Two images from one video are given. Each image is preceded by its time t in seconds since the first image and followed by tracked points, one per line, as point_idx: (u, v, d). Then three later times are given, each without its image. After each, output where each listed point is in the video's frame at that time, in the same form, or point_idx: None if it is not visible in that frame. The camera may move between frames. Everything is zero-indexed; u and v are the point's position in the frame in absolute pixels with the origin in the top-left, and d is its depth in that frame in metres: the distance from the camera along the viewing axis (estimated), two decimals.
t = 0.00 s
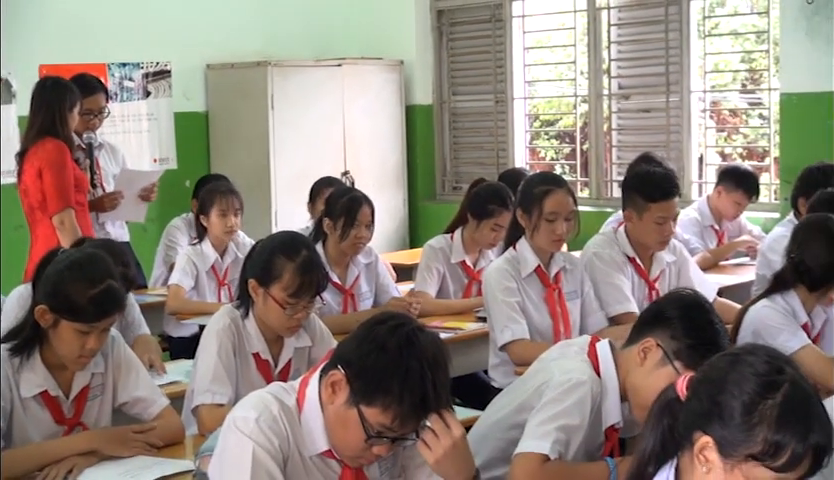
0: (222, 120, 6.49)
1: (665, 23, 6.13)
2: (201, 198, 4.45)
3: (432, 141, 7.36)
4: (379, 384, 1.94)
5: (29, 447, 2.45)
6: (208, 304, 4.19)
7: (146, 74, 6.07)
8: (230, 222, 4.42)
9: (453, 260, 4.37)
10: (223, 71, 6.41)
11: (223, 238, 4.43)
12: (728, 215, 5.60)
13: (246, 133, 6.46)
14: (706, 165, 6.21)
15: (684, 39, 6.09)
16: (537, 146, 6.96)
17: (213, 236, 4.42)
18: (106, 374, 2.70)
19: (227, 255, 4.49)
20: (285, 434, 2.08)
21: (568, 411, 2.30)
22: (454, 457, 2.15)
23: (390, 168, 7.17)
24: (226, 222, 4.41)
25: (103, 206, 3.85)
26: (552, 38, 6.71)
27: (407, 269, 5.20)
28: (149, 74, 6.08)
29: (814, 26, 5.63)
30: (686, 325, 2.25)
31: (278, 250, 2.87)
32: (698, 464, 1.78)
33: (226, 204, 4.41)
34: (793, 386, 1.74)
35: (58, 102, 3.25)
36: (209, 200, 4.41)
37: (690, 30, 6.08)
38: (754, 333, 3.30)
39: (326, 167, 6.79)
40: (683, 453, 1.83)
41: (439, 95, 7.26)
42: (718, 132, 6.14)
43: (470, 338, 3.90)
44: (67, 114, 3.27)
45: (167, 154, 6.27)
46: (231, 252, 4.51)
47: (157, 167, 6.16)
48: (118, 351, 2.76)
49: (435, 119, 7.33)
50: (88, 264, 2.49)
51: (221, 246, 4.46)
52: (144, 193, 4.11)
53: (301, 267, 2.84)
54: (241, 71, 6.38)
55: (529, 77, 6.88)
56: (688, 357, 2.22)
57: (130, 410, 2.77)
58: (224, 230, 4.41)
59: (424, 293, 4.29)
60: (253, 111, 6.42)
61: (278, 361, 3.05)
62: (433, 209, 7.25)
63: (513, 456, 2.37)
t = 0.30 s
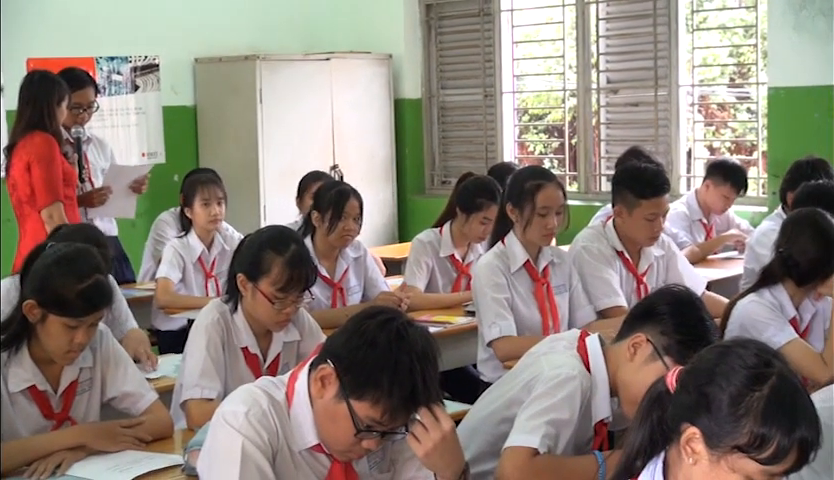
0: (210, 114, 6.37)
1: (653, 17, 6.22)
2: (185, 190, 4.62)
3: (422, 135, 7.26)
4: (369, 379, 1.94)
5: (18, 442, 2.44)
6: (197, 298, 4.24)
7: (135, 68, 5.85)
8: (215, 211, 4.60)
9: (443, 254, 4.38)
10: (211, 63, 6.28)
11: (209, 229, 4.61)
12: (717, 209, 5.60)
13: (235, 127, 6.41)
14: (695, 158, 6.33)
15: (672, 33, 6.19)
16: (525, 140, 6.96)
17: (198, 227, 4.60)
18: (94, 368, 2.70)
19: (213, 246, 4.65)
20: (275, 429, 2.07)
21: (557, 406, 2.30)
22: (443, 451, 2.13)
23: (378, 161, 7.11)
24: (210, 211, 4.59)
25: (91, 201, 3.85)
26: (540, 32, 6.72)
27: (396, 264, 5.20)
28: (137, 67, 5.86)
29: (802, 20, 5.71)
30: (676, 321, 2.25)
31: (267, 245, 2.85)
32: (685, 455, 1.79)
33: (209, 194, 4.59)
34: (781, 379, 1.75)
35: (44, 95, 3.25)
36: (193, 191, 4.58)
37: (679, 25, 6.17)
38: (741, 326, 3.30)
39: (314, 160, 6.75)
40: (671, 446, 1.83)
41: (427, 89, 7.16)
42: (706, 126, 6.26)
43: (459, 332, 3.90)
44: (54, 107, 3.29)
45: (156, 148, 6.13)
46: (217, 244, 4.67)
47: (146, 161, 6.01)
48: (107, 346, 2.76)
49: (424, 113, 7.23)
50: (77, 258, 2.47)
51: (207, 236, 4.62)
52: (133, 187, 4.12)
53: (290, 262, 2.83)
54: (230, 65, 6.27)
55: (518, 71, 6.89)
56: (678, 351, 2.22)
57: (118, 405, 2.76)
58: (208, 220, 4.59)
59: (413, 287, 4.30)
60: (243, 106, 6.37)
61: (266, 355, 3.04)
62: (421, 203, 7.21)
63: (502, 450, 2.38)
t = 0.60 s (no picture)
0: (212, 109, 6.40)
1: (654, 14, 6.34)
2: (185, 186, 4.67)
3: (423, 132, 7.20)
4: (371, 375, 1.94)
5: (23, 436, 2.43)
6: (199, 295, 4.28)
7: (136, 64, 5.79)
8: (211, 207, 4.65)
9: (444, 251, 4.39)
10: (213, 60, 6.29)
11: (208, 223, 4.65)
12: (718, 206, 5.60)
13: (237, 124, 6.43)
14: (697, 154, 6.36)
15: (673, 30, 6.29)
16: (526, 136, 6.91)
17: (197, 222, 4.65)
18: (96, 364, 2.70)
19: (213, 241, 4.69)
20: (275, 426, 2.07)
21: (558, 403, 2.30)
22: (444, 445, 2.13)
23: (379, 158, 7.11)
24: (208, 205, 4.65)
25: (93, 199, 3.84)
26: (540, 30, 6.69)
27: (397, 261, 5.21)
28: (138, 64, 5.79)
29: (803, 17, 5.64)
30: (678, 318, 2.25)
31: (268, 241, 2.85)
32: (686, 452, 1.79)
33: (207, 189, 4.65)
34: (783, 376, 1.75)
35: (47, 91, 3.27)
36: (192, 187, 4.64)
37: (680, 22, 6.27)
38: (742, 323, 3.30)
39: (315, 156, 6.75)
40: (673, 443, 1.83)
41: (429, 86, 7.18)
42: (708, 122, 6.29)
43: (461, 329, 3.91)
44: (56, 103, 3.31)
45: (156, 145, 6.09)
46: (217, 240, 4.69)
47: (147, 158, 6.03)
48: (109, 342, 2.76)
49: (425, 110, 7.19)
50: (79, 255, 2.49)
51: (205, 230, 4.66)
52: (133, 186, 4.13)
53: (291, 258, 2.83)
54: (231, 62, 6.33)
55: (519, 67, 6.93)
56: (679, 349, 2.21)
57: (120, 401, 2.76)
58: (207, 214, 4.65)
59: (415, 284, 4.31)
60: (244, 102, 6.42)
61: (267, 352, 3.04)
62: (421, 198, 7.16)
63: (503, 447, 2.38)
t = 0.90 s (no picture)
0: (213, 106, 6.46)
1: (655, 9, 6.30)
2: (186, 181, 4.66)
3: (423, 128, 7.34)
4: (370, 371, 1.94)
5: (24, 432, 2.44)
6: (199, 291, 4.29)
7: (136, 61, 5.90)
8: (211, 204, 4.65)
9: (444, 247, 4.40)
10: (213, 57, 6.38)
11: (205, 218, 4.65)
12: (718, 202, 5.61)
13: (238, 121, 6.51)
14: (697, 150, 6.33)
15: (674, 26, 6.26)
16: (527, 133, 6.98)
17: (195, 217, 4.65)
18: (96, 360, 2.70)
19: (212, 237, 4.69)
20: (275, 421, 2.07)
21: (559, 399, 2.31)
22: (443, 441, 2.13)
23: (379, 154, 7.17)
24: (205, 200, 4.64)
25: (94, 195, 3.84)
26: (541, 25, 6.73)
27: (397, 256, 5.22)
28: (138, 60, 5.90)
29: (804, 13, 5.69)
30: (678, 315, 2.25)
31: (268, 237, 2.85)
32: (687, 447, 1.79)
33: (206, 186, 4.64)
34: (784, 372, 1.75)
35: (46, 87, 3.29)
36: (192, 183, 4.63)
37: (680, 19, 6.22)
38: (742, 318, 3.30)
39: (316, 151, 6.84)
40: (673, 439, 1.83)
41: (428, 82, 7.17)
42: (707, 119, 6.25)
43: (462, 324, 3.92)
44: (56, 99, 3.32)
45: (157, 141, 6.13)
46: (216, 236, 4.70)
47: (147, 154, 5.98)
48: (109, 338, 2.76)
49: (425, 107, 7.22)
50: (81, 250, 2.49)
51: (205, 228, 4.67)
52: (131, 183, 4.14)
53: (291, 254, 2.83)
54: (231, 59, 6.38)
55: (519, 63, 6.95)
56: (679, 345, 2.21)
57: (120, 397, 2.77)
58: (204, 209, 4.65)
59: (415, 280, 4.31)
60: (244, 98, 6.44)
61: (267, 348, 3.04)
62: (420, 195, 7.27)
63: (504, 443, 2.38)
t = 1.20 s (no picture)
0: (215, 104, 6.47)
1: (657, 7, 6.18)
2: (188, 179, 4.67)
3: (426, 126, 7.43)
4: (373, 370, 1.93)
5: (22, 432, 2.43)
6: (201, 288, 4.29)
7: (137, 59, 6.06)
8: (211, 202, 4.64)
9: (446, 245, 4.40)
10: (214, 55, 6.39)
11: (205, 217, 4.65)
12: (720, 200, 5.60)
13: (239, 117, 6.46)
14: (699, 148, 6.30)
15: (675, 24, 6.15)
16: (529, 130, 7.03)
17: (195, 216, 4.64)
18: (97, 358, 2.70)
19: (213, 233, 4.70)
20: (277, 419, 2.07)
21: (562, 397, 2.31)
22: (444, 438, 2.12)
23: (381, 151, 7.16)
24: (206, 199, 4.63)
25: (95, 195, 3.83)
26: (543, 23, 6.79)
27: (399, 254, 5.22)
28: (140, 58, 6.07)
29: (805, 11, 5.70)
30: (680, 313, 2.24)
31: (270, 235, 2.85)
32: (689, 446, 1.78)
33: (207, 185, 4.64)
34: (787, 370, 1.75)
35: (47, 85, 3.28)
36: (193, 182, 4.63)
37: (682, 17, 6.15)
38: (745, 316, 3.30)
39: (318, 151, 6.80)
40: (675, 437, 1.82)
41: (431, 79, 7.32)
42: (710, 116, 6.24)
43: (464, 322, 3.91)
44: (56, 96, 3.31)
45: (159, 139, 6.25)
46: (216, 233, 4.71)
47: (149, 152, 6.13)
48: (110, 336, 2.76)
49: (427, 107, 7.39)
50: (82, 248, 2.47)
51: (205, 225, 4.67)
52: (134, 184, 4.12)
53: (293, 252, 2.82)
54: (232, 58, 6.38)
55: (522, 61, 6.95)
56: (681, 343, 2.21)
57: (122, 395, 2.76)
58: (204, 208, 4.63)
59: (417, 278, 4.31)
60: (245, 95, 6.42)
61: (269, 346, 3.04)
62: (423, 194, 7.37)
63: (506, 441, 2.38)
